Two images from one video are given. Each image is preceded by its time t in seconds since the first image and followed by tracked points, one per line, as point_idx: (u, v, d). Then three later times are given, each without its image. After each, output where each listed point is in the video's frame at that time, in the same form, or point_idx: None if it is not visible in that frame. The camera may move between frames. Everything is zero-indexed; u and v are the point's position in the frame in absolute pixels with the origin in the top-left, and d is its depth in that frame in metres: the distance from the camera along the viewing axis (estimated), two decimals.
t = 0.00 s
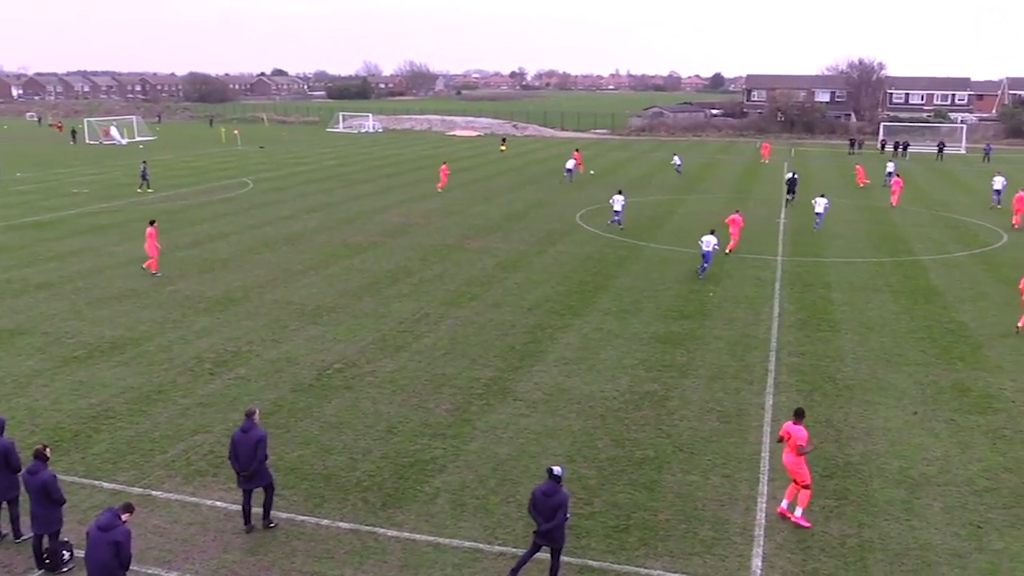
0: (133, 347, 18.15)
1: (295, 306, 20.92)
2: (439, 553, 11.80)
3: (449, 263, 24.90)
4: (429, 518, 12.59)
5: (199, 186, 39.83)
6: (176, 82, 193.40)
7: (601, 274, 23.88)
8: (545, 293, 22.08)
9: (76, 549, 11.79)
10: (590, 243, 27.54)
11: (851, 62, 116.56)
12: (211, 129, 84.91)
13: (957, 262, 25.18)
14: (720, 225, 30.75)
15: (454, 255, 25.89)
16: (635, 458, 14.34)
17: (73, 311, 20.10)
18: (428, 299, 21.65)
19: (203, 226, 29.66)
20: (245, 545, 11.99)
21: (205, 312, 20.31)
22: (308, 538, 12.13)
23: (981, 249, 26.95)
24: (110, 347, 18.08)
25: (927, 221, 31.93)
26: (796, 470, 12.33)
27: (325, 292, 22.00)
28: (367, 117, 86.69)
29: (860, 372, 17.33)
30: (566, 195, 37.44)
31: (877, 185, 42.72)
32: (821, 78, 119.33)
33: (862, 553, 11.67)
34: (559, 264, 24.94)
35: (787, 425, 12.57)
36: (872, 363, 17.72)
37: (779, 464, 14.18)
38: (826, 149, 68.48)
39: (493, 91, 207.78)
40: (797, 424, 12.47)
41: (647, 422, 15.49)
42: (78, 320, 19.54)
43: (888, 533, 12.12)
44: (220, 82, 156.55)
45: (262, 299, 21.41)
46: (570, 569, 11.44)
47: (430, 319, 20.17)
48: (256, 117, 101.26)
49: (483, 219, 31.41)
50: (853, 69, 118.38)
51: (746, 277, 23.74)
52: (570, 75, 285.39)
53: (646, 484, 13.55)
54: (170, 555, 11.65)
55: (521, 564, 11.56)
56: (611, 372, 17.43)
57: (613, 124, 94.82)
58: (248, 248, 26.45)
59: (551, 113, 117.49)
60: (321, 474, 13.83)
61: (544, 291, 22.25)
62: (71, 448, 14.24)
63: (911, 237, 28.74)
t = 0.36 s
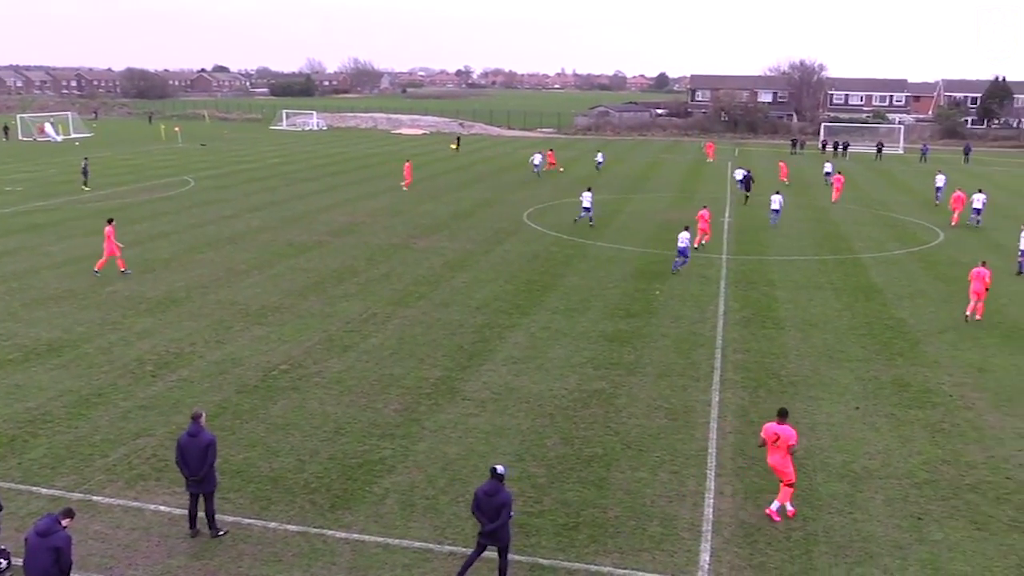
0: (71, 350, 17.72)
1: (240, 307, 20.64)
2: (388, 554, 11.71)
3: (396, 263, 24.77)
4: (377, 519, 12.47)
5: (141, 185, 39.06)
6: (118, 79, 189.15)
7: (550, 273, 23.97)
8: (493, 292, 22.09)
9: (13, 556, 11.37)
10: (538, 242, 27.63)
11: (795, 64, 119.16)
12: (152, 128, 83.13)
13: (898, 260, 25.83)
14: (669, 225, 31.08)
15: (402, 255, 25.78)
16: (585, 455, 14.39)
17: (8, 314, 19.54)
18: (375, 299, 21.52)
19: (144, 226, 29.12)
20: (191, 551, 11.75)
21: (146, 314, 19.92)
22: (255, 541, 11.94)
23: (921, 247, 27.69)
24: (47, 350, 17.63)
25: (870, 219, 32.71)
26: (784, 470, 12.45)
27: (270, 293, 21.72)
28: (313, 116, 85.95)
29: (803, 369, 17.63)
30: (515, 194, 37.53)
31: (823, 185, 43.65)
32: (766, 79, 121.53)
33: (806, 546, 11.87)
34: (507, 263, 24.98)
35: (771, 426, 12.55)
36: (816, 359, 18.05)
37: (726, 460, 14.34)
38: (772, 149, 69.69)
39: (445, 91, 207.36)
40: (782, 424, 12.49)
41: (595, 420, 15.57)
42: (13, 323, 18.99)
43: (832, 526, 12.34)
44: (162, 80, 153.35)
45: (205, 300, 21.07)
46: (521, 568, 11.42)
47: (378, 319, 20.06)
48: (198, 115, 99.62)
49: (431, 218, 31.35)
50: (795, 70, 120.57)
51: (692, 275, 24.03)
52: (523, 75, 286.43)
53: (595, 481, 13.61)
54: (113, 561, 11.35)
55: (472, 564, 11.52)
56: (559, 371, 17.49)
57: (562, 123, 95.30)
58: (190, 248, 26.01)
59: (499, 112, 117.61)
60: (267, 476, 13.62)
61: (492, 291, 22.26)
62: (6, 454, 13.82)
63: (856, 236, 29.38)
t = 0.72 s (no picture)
0: (63, 350, 17.67)
1: (233, 307, 20.60)
2: (382, 555, 11.69)
3: (389, 263, 24.75)
4: (371, 520, 12.44)
5: (132, 186, 38.97)
6: (109, 79, 188.59)
7: (542, 273, 23.98)
8: (486, 292, 22.09)
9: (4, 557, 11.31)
10: (531, 243, 27.64)
11: (787, 64, 119.43)
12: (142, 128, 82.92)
13: (890, 260, 25.91)
14: (662, 225, 31.12)
15: (395, 255, 25.77)
16: (578, 456, 14.39)
17: None
18: (368, 299, 21.50)
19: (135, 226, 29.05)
20: (183, 552, 11.71)
21: (138, 314, 19.88)
22: (248, 543, 11.91)
23: (913, 247, 27.78)
24: (38, 351, 17.57)
25: (861, 220, 32.82)
26: (802, 468, 12.45)
27: (262, 293, 21.68)
28: (305, 116, 85.83)
29: (796, 369, 17.67)
30: (507, 195, 37.55)
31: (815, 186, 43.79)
32: (758, 79, 121.77)
33: (799, 545, 11.90)
34: (500, 263, 24.98)
35: (791, 426, 12.44)
36: (808, 359, 18.09)
37: (719, 459, 14.36)
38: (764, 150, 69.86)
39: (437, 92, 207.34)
40: (801, 422, 12.47)
41: (589, 420, 15.57)
42: (4, 324, 18.92)
43: (824, 526, 12.38)
44: (152, 80, 152.99)
45: (197, 300, 21.04)
46: (514, 568, 11.41)
47: (371, 319, 20.04)
48: (189, 115, 99.44)
49: (423, 219, 31.34)
50: (786, 70, 120.85)
51: (685, 275, 24.07)
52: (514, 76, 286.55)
53: (589, 481, 13.61)
54: (105, 562, 11.30)
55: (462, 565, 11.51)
56: (553, 371, 17.50)
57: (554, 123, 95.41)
58: (182, 248, 25.96)
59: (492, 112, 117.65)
60: (260, 477, 13.58)
61: (485, 291, 22.25)
62: None
63: (848, 236, 29.46)
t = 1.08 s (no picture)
0: (48, 353, 17.56)
1: (220, 309, 20.52)
2: (370, 556, 11.67)
3: (376, 263, 24.70)
4: (359, 521, 12.42)
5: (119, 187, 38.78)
6: (94, 80, 187.57)
7: (531, 273, 23.98)
8: (474, 292, 22.08)
9: None
10: (519, 242, 27.65)
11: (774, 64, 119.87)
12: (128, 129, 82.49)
13: (876, 258, 26.02)
14: (651, 224, 31.16)
15: (382, 255, 25.73)
16: (567, 455, 14.39)
17: None
18: (355, 300, 21.45)
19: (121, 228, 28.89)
20: (170, 555, 11.66)
21: (124, 316, 19.78)
22: (236, 545, 11.86)
23: (900, 245, 27.92)
24: (23, 353, 17.46)
25: (848, 218, 32.96)
26: (806, 467, 12.32)
27: (249, 295, 21.60)
28: (292, 116, 85.59)
29: (783, 367, 17.72)
30: (495, 194, 37.55)
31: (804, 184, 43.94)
32: (745, 79, 122.21)
33: (787, 543, 11.93)
34: (488, 263, 24.98)
35: (800, 424, 12.36)
36: (796, 357, 18.14)
37: (707, 458, 14.39)
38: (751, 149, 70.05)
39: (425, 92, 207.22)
40: (808, 422, 12.39)
41: (577, 420, 15.58)
42: None
43: (812, 524, 12.41)
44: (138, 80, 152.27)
45: (184, 302, 20.95)
46: (503, 568, 11.40)
47: (359, 320, 20.00)
48: (174, 116, 99.00)
49: (411, 218, 31.31)
50: (773, 70, 121.34)
51: (673, 274, 24.12)
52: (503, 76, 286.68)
53: (577, 481, 13.63)
54: (92, 566, 11.24)
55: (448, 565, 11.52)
56: (541, 370, 17.51)
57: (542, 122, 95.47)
58: (168, 250, 25.84)
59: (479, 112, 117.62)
60: (247, 479, 13.53)
61: (473, 291, 22.24)
62: None
63: (836, 234, 29.58)
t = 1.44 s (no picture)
0: (47, 349, 17.53)
1: (218, 306, 20.49)
2: (368, 555, 11.65)
3: (375, 263, 24.69)
4: (357, 520, 12.41)
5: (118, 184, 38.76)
6: (93, 78, 187.43)
7: (530, 273, 23.98)
8: (473, 292, 22.08)
9: None
10: (519, 242, 27.65)
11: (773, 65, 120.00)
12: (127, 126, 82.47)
13: (875, 260, 26.06)
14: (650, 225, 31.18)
15: (382, 254, 25.72)
16: (565, 455, 14.39)
17: None
18: (354, 298, 21.43)
19: (120, 224, 28.87)
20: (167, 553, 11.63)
21: (123, 313, 19.75)
22: (233, 543, 11.84)
23: (899, 248, 27.95)
24: (21, 350, 17.43)
25: (847, 221, 32.99)
26: (806, 469, 12.33)
27: (248, 292, 21.58)
28: (292, 115, 85.59)
29: (782, 369, 17.73)
30: (494, 194, 37.57)
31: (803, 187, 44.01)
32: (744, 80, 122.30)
33: (785, 545, 11.93)
34: (488, 263, 24.99)
35: (800, 426, 12.31)
36: (794, 358, 18.16)
37: (705, 458, 14.39)
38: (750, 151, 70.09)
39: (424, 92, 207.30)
40: (808, 423, 12.36)
41: (576, 420, 15.58)
42: None
43: (810, 526, 12.42)
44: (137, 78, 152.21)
45: (182, 299, 20.93)
46: (500, 568, 11.38)
47: (358, 319, 19.98)
48: (173, 112, 98.93)
49: (409, 218, 31.30)
50: (773, 71, 121.47)
51: (673, 275, 24.13)
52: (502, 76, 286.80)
53: (575, 481, 13.62)
54: (89, 562, 11.22)
55: (446, 566, 11.53)
56: (540, 370, 17.50)
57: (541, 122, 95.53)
58: (167, 246, 25.81)
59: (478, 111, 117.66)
60: (245, 477, 13.51)
61: (472, 291, 22.23)
62: None
63: (834, 236, 29.62)
